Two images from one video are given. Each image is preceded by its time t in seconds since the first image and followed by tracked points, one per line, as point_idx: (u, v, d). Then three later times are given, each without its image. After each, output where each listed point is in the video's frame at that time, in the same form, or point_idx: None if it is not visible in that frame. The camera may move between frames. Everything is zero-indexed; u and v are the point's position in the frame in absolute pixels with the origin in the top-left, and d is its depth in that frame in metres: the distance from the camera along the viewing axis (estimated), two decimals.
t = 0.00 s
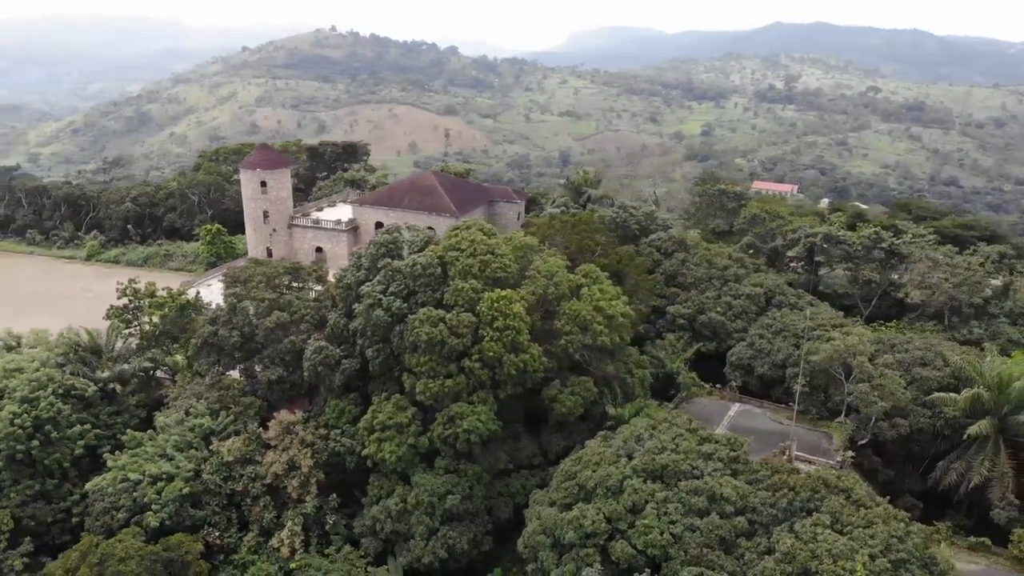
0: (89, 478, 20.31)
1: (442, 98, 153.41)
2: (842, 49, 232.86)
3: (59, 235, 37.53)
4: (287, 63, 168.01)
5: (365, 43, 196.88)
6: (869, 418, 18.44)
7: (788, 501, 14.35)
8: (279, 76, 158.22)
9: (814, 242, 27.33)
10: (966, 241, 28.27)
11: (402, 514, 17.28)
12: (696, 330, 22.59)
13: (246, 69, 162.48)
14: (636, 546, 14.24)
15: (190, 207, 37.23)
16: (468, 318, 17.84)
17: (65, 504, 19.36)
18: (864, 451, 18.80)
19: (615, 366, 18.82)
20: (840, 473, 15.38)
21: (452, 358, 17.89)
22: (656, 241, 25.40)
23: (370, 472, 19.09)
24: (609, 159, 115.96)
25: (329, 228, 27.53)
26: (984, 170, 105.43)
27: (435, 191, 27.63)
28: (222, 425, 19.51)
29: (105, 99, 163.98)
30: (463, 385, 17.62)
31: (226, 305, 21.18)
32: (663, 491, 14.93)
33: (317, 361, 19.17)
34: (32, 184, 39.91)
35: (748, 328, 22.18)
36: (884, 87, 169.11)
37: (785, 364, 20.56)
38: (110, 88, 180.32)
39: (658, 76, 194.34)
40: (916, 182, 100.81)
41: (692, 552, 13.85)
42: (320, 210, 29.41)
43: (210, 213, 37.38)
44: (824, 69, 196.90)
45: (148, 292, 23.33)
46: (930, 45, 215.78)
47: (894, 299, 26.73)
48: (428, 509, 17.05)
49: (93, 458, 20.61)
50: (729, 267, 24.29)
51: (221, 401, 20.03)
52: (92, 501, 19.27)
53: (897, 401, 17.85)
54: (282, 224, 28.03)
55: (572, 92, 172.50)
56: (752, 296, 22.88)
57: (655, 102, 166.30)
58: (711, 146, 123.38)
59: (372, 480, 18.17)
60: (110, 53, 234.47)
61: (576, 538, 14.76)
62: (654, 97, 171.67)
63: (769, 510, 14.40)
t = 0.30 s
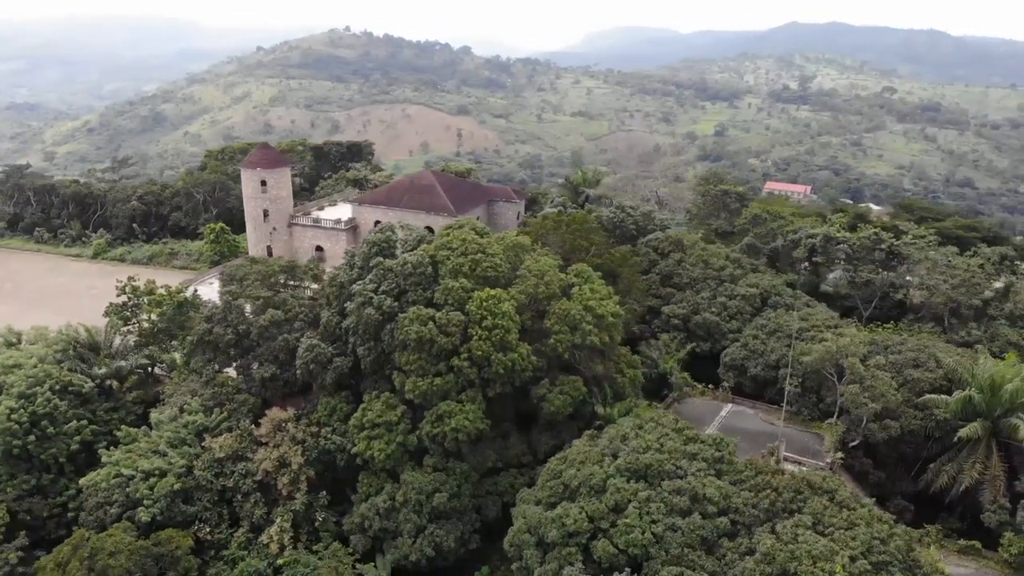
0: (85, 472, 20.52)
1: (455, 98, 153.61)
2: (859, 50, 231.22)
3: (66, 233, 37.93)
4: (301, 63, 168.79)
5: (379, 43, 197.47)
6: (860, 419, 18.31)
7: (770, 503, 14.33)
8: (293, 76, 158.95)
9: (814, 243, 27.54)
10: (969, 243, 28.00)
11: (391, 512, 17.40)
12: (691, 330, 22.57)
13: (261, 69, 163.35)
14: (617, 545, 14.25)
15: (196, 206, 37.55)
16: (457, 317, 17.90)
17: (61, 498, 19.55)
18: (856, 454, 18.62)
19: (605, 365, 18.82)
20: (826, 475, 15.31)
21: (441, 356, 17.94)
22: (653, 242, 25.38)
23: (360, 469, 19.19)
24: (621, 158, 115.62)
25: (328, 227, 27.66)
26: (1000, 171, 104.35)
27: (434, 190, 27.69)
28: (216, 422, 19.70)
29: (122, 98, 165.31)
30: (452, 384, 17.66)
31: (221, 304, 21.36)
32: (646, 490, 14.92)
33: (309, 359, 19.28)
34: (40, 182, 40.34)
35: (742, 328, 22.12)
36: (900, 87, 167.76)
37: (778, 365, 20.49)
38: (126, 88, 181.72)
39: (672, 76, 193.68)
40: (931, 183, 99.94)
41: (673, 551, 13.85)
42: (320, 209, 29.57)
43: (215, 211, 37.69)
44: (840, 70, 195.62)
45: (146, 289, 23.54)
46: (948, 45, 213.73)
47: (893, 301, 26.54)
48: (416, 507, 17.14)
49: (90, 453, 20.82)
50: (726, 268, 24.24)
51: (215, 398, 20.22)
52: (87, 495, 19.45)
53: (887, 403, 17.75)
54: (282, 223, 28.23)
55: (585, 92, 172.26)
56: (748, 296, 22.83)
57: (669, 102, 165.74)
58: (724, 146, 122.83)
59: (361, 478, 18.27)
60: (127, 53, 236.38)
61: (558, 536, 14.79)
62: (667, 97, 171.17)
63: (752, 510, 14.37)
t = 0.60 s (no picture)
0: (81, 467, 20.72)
1: (469, 98, 153.79)
2: (878, 50, 229.11)
3: (75, 231, 38.38)
4: (318, 63, 169.61)
5: (394, 44, 198.15)
6: (849, 421, 18.21)
7: (748, 504, 14.30)
8: (309, 75, 159.75)
9: (814, 243, 27.42)
10: (971, 244, 27.76)
11: (377, 509, 17.53)
12: (684, 331, 22.54)
13: (277, 69, 164.33)
14: (595, 543, 14.28)
15: (202, 204, 37.92)
16: (444, 315, 17.97)
17: (57, 492, 19.72)
18: (844, 456, 18.53)
19: (592, 364, 18.85)
20: (808, 476, 15.25)
21: (428, 355, 17.99)
22: (649, 242, 25.34)
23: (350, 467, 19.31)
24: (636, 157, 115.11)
25: (328, 225, 27.78)
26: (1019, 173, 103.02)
27: (432, 189, 27.78)
28: (208, 418, 19.92)
29: (141, 98, 166.88)
30: (439, 382, 17.70)
31: (216, 302, 21.55)
32: (626, 490, 14.93)
33: (299, 357, 19.43)
34: (50, 179, 40.79)
35: (735, 329, 22.06)
36: (919, 87, 166.06)
37: (769, 366, 20.40)
38: (145, 88, 183.38)
39: (688, 75, 192.83)
40: (948, 184, 98.99)
41: (650, 551, 13.85)
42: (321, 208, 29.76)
43: (220, 210, 38.03)
44: (858, 70, 193.91)
45: (145, 286, 23.77)
46: (969, 45, 211.35)
47: (893, 302, 26.35)
48: (401, 505, 17.26)
49: (86, 448, 21.01)
50: (721, 269, 24.17)
51: (209, 394, 20.43)
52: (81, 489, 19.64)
53: (875, 405, 17.67)
54: (283, 222, 28.48)
55: (600, 92, 171.93)
56: (742, 297, 22.77)
57: (684, 102, 165.08)
58: (739, 147, 122.09)
59: (349, 475, 18.41)
60: (146, 54, 238.44)
61: (538, 535, 14.83)
62: (683, 97, 170.48)
63: (731, 511, 14.36)
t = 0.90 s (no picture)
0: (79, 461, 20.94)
1: (484, 98, 153.99)
2: (896, 50, 227.28)
3: (84, 229, 38.83)
4: (333, 63, 170.34)
5: (410, 43, 198.75)
6: (839, 423, 18.12)
7: (730, 505, 14.27)
8: (325, 75, 160.47)
9: (815, 244, 27.26)
10: (974, 246, 27.54)
11: (366, 507, 17.65)
12: (678, 332, 22.53)
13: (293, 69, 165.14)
14: (576, 543, 14.31)
15: (208, 202, 38.29)
16: (434, 314, 18.05)
17: (55, 486, 19.92)
18: (835, 459, 18.43)
19: (583, 364, 18.88)
20: (792, 478, 15.20)
21: (418, 353, 18.08)
22: (647, 243, 25.32)
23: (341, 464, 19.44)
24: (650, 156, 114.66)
25: (329, 224, 27.90)
26: None
27: (432, 189, 27.90)
28: (203, 415, 20.12)
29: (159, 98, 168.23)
30: (428, 381, 17.78)
31: (213, 299, 21.75)
32: (608, 489, 14.96)
33: (293, 355, 19.58)
34: (60, 178, 41.26)
35: (731, 330, 22.00)
36: (938, 88, 164.55)
37: (762, 367, 20.34)
38: (163, 88, 184.87)
39: (704, 75, 192.01)
40: (965, 186, 98.01)
41: (630, 550, 13.86)
42: (323, 208, 29.95)
43: (227, 209, 38.37)
44: (876, 70, 192.38)
45: (145, 284, 24.04)
46: (988, 45, 209.21)
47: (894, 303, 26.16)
48: (390, 502, 17.35)
49: (84, 443, 21.23)
50: (718, 270, 24.16)
51: (204, 391, 20.64)
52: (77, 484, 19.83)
53: (865, 408, 17.58)
54: (284, 221, 28.68)
55: (615, 92, 171.64)
56: (737, 298, 22.73)
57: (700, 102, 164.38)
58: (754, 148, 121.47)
59: (340, 472, 18.53)
60: (164, 53, 240.16)
61: (520, 533, 14.89)
62: (699, 97, 169.83)
63: (712, 511, 14.35)
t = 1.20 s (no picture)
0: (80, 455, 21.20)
1: (501, 98, 154.19)
2: (918, 51, 225.22)
3: (96, 226, 39.35)
4: (352, 64, 171.21)
5: (428, 44, 199.45)
6: (832, 426, 18.02)
7: (712, 506, 14.26)
8: (343, 76, 161.36)
9: (818, 245, 27.10)
10: (980, 249, 27.25)
11: (357, 503, 17.82)
12: (675, 332, 22.51)
13: (312, 69, 166.15)
14: (560, 541, 14.39)
15: (218, 201, 38.75)
16: (425, 313, 18.14)
17: (55, 479, 20.18)
18: (828, 461, 18.35)
19: (575, 364, 18.91)
20: (778, 480, 15.15)
21: (410, 352, 18.18)
22: (647, 242, 25.27)
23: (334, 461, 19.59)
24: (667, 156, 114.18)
25: (332, 223, 28.11)
26: None
27: (434, 188, 28.01)
28: (200, 411, 20.37)
29: (179, 98, 169.79)
30: (420, 379, 17.87)
31: (213, 296, 21.98)
32: (592, 488, 15.00)
33: (288, 352, 19.73)
34: (74, 176, 41.79)
35: (728, 331, 21.95)
36: (960, 89, 162.86)
37: (757, 369, 20.29)
38: (184, 87, 186.60)
39: (723, 76, 190.98)
40: (986, 188, 96.77)
41: (612, 550, 13.91)
42: (327, 206, 30.14)
43: (236, 207, 38.76)
44: (897, 71, 190.61)
45: (149, 281, 24.33)
46: (1012, 46, 206.72)
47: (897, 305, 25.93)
48: (381, 499, 17.47)
49: (84, 437, 21.48)
50: (717, 271, 24.13)
51: (203, 387, 20.93)
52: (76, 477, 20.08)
53: (856, 411, 17.50)
54: (289, 219, 28.89)
55: (632, 93, 171.28)
56: (735, 300, 22.66)
57: (718, 103, 163.56)
58: (771, 149, 120.71)
59: (333, 469, 18.67)
60: (186, 53, 242.40)
61: (505, 531, 14.98)
62: (717, 97, 168.97)
63: (695, 511, 14.37)
